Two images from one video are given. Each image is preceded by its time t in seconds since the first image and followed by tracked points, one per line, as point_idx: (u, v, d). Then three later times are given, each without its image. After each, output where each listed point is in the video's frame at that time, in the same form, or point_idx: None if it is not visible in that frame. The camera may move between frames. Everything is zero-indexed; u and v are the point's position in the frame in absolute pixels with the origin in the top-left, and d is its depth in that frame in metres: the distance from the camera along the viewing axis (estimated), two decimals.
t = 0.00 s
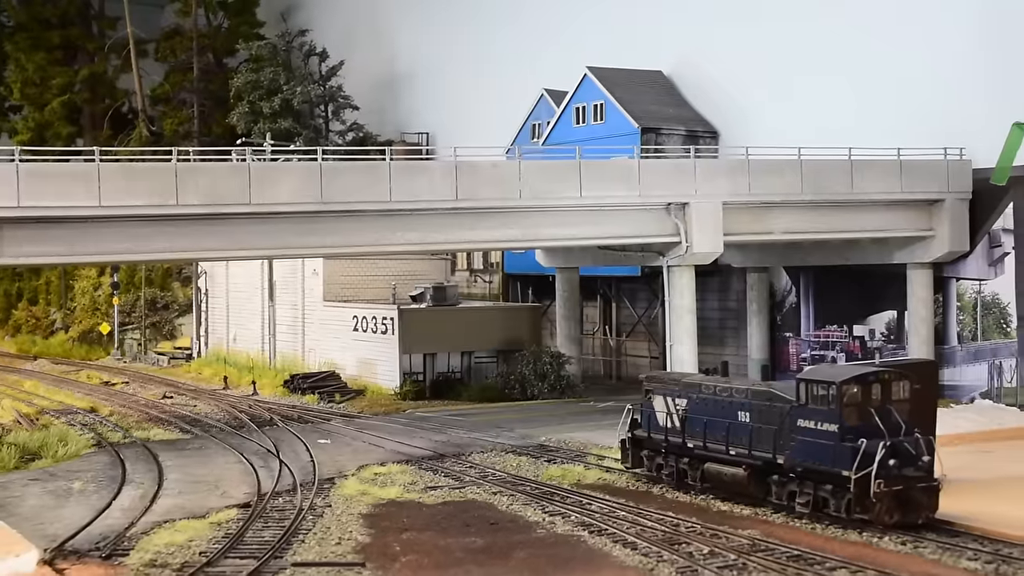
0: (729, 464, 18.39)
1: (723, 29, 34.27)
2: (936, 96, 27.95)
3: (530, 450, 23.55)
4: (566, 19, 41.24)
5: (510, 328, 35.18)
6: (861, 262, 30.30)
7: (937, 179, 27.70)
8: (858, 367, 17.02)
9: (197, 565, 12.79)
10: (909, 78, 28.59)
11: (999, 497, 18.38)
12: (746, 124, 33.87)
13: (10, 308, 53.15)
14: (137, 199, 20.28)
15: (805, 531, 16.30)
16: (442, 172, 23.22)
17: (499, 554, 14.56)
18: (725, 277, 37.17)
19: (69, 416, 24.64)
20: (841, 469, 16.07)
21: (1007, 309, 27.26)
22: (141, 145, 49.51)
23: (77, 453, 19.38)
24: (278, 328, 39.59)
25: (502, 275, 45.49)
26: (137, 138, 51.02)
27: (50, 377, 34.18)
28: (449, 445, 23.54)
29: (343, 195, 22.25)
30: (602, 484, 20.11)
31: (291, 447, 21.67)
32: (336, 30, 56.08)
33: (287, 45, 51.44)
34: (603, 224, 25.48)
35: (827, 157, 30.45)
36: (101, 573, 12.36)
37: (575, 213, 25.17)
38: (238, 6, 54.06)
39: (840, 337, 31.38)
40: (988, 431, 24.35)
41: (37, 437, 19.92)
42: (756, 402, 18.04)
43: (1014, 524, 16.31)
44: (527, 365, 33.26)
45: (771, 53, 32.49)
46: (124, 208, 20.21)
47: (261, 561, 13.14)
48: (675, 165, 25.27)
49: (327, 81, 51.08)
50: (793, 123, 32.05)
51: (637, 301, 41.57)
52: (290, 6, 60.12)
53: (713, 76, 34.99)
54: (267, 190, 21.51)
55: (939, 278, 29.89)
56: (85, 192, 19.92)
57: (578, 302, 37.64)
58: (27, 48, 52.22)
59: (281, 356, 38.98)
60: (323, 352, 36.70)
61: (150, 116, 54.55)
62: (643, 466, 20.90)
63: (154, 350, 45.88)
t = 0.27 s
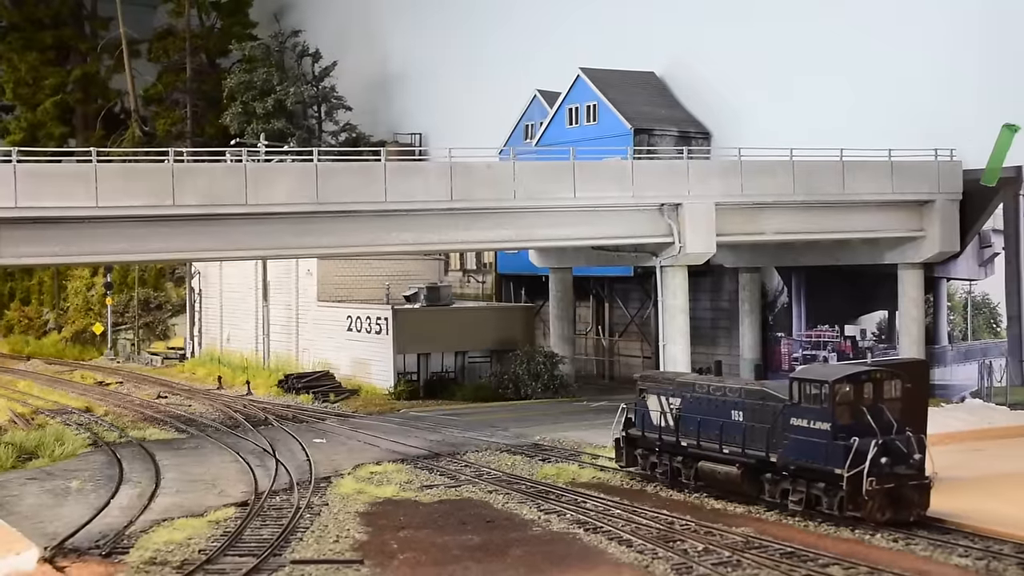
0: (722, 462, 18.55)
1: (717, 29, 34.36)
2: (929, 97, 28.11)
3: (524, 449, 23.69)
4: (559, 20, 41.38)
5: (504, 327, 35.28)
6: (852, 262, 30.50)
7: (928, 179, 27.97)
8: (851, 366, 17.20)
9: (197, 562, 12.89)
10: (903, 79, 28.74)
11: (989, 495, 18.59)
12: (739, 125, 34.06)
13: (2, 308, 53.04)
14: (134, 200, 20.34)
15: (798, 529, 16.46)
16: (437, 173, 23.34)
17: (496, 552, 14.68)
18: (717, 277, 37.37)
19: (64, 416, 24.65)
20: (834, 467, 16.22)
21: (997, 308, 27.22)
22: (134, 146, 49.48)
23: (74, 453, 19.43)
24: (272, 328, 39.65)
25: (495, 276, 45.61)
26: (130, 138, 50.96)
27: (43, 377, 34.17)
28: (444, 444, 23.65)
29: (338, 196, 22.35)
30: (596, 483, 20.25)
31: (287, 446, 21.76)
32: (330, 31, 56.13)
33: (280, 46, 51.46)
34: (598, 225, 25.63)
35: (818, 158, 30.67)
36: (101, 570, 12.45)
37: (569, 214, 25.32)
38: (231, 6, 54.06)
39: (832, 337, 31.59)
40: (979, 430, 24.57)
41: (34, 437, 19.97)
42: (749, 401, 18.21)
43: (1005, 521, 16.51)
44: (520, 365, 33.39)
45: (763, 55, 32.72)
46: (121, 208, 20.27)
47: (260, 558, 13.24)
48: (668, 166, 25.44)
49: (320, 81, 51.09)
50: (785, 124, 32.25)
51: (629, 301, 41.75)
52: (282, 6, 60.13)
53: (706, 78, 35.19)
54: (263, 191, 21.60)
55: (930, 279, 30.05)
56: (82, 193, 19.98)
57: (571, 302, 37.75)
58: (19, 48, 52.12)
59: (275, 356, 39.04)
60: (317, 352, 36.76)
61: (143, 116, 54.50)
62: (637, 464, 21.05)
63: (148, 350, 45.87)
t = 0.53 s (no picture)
0: (717, 461, 18.69)
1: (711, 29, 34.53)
2: (921, 98, 28.30)
3: (519, 448, 23.82)
4: (552, 21, 41.52)
5: (498, 328, 35.38)
6: (845, 263, 30.71)
7: (920, 182, 28.28)
8: (844, 365, 17.39)
9: (198, 560, 12.99)
10: (896, 80, 28.91)
11: (980, 493, 18.80)
12: (732, 127, 34.23)
13: None
14: (132, 200, 20.40)
15: (792, 526, 16.62)
16: (432, 174, 23.44)
17: (494, 549, 14.81)
18: (710, 277, 37.56)
19: (60, 416, 24.66)
20: (827, 466, 16.40)
21: (989, 309, 27.36)
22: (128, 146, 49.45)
23: (71, 453, 19.49)
24: (267, 329, 39.72)
25: (489, 276, 45.73)
26: (123, 139, 50.92)
27: (38, 377, 34.17)
28: (439, 444, 23.77)
29: (335, 197, 22.44)
30: (591, 481, 20.39)
31: (283, 445, 21.85)
32: (324, 32, 56.18)
33: (274, 47, 51.49)
34: (592, 225, 25.77)
35: (811, 159, 30.88)
36: (103, 568, 12.54)
37: (564, 215, 25.46)
38: (225, 7, 54.07)
39: (824, 337, 31.61)
40: (970, 429, 24.79)
41: (31, 436, 20.01)
42: (743, 400, 18.37)
43: (995, 519, 16.71)
44: (514, 365, 33.49)
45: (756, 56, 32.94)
46: (119, 209, 20.33)
47: (260, 556, 13.35)
48: (662, 167, 25.60)
49: (314, 82, 51.11)
50: (778, 125, 32.43)
51: (623, 301, 41.91)
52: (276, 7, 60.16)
53: (699, 79, 35.37)
54: (260, 192, 21.69)
55: (921, 279, 30.27)
56: (80, 193, 20.04)
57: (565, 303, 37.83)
58: (12, 49, 52.05)
59: (270, 356, 39.09)
60: (312, 352, 36.84)
61: (137, 117, 54.48)
62: (631, 463, 21.18)
63: (142, 351, 45.85)
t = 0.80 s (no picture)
0: (712, 460, 18.85)
1: (704, 32, 34.73)
2: (915, 99, 28.50)
3: (515, 447, 23.95)
4: (545, 24, 41.77)
5: (492, 328, 35.51)
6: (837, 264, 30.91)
7: (912, 183, 28.26)
8: (837, 365, 17.56)
9: (198, 558, 13.09)
10: (889, 82, 29.14)
11: (971, 492, 18.99)
12: (726, 128, 34.41)
13: None
14: (130, 201, 20.48)
15: (786, 524, 16.79)
16: (428, 175, 23.55)
17: (491, 547, 14.93)
18: (703, 278, 37.74)
19: (56, 416, 24.71)
20: (821, 464, 16.56)
21: (979, 309, 27.60)
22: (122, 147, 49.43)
23: (69, 452, 19.55)
24: (262, 329, 39.80)
25: (483, 277, 45.85)
26: (117, 139, 50.88)
27: (33, 377, 34.19)
28: (435, 443, 23.88)
29: (331, 198, 22.54)
30: (587, 481, 20.53)
31: (280, 445, 21.94)
32: (318, 33, 56.26)
33: (269, 48, 51.53)
34: (587, 227, 25.90)
35: (803, 161, 31.11)
36: (104, 566, 12.63)
37: (559, 216, 25.59)
38: (219, 8, 54.07)
39: (817, 337, 32.08)
40: (962, 428, 25.00)
41: (29, 436, 20.06)
42: (738, 400, 18.54)
43: (987, 517, 16.90)
44: (509, 365, 33.63)
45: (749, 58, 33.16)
46: (118, 210, 20.40)
47: (260, 554, 13.44)
48: (656, 168, 25.74)
49: (308, 83, 51.12)
50: (771, 126, 32.66)
51: (617, 301, 42.07)
52: (270, 8, 60.23)
53: (693, 81, 35.55)
54: (257, 193, 21.76)
55: (914, 280, 30.38)
56: (79, 194, 20.10)
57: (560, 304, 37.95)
58: (6, 49, 51.99)
59: (265, 356, 39.17)
60: (307, 352, 36.92)
61: (131, 117, 54.47)
62: (627, 462, 21.36)
63: (136, 351, 45.88)
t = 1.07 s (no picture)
0: (707, 459, 19.01)
1: (699, 34, 34.89)
2: (909, 100, 28.70)
3: (511, 447, 24.07)
4: (540, 26, 41.90)
5: (488, 328, 35.64)
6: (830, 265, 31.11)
7: (905, 184, 28.56)
8: (831, 365, 17.74)
9: (199, 556, 13.19)
10: (883, 83, 29.34)
11: (964, 491, 19.19)
12: (719, 129, 34.61)
13: None
14: (128, 203, 20.53)
15: (781, 523, 16.95)
16: (425, 176, 23.65)
17: (490, 545, 15.07)
18: (697, 279, 37.93)
19: (53, 416, 24.77)
20: (816, 463, 16.72)
21: (972, 310, 27.74)
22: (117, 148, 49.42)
23: (68, 452, 19.61)
24: (257, 330, 39.87)
25: (477, 278, 45.98)
26: (111, 140, 50.84)
27: (28, 378, 34.19)
28: (432, 443, 24.00)
29: (329, 200, 22.66)
30: (583, 480, 20.67)
31: (277, 445, 22.03)
32: (313, 34, 56.32)
33: (264, 49, 51.59)
34: (582, 228, 26.04)
35: (797, 162, 31.32)
36: (106, 564, 12.72)
37: (555, 217, 25.73)
38: (213, 9, 54.10)
39: (810, 338, 32.27)
40: (954, 428, 25.21)
41: (27, 436, 20.13)
42: (733, 400, 18.71)
43: (979, 515, 17.09)
44: (504, 366, 33.75)
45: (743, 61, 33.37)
46: (116, 212, 20.46)
47: (261, 552, 13.55)
48: (651, 170, 25.90)
49: (303, 84, 51.15)
50: (765, 129, 32.90)
51: (611, 302, 42.23)
52: (265, 9, 60.29)
53: (687, 83, 35.74)
54: (255, 195, 21.85)
55: (906, 281, 30.51)
56: (78, 196, 20.14)
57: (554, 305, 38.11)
58: None
59: (261, 357, 39.25)
60: (302, 353, 37.01)
61: (125, 118, 54.46)
62: (623, 462, 21.53)
63: (131, 352, 45.91)
